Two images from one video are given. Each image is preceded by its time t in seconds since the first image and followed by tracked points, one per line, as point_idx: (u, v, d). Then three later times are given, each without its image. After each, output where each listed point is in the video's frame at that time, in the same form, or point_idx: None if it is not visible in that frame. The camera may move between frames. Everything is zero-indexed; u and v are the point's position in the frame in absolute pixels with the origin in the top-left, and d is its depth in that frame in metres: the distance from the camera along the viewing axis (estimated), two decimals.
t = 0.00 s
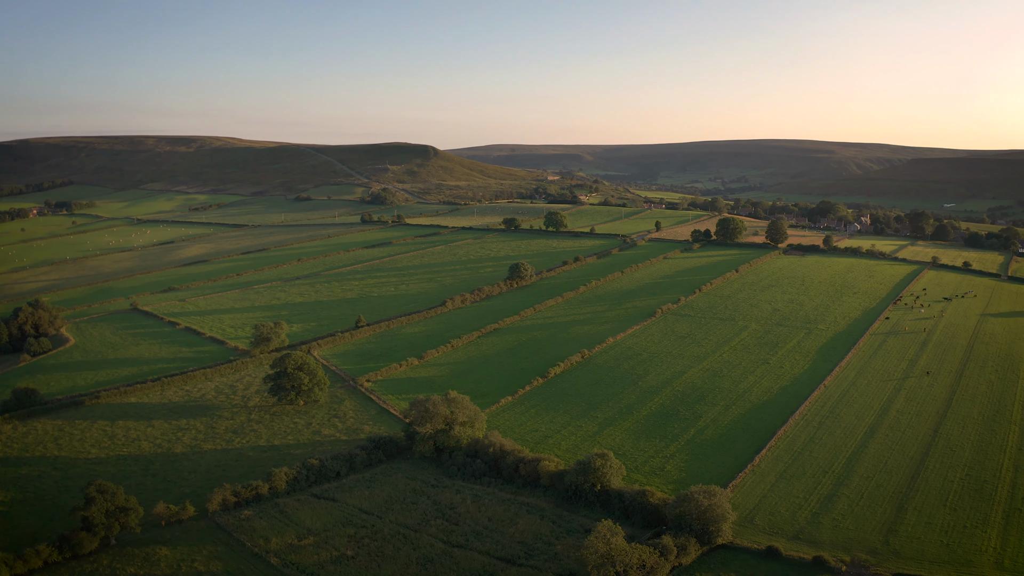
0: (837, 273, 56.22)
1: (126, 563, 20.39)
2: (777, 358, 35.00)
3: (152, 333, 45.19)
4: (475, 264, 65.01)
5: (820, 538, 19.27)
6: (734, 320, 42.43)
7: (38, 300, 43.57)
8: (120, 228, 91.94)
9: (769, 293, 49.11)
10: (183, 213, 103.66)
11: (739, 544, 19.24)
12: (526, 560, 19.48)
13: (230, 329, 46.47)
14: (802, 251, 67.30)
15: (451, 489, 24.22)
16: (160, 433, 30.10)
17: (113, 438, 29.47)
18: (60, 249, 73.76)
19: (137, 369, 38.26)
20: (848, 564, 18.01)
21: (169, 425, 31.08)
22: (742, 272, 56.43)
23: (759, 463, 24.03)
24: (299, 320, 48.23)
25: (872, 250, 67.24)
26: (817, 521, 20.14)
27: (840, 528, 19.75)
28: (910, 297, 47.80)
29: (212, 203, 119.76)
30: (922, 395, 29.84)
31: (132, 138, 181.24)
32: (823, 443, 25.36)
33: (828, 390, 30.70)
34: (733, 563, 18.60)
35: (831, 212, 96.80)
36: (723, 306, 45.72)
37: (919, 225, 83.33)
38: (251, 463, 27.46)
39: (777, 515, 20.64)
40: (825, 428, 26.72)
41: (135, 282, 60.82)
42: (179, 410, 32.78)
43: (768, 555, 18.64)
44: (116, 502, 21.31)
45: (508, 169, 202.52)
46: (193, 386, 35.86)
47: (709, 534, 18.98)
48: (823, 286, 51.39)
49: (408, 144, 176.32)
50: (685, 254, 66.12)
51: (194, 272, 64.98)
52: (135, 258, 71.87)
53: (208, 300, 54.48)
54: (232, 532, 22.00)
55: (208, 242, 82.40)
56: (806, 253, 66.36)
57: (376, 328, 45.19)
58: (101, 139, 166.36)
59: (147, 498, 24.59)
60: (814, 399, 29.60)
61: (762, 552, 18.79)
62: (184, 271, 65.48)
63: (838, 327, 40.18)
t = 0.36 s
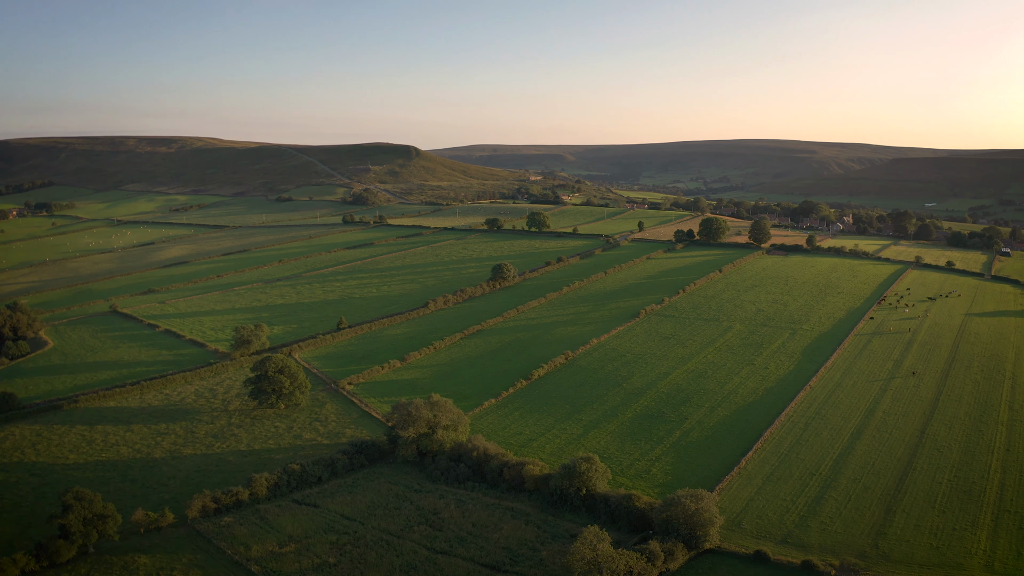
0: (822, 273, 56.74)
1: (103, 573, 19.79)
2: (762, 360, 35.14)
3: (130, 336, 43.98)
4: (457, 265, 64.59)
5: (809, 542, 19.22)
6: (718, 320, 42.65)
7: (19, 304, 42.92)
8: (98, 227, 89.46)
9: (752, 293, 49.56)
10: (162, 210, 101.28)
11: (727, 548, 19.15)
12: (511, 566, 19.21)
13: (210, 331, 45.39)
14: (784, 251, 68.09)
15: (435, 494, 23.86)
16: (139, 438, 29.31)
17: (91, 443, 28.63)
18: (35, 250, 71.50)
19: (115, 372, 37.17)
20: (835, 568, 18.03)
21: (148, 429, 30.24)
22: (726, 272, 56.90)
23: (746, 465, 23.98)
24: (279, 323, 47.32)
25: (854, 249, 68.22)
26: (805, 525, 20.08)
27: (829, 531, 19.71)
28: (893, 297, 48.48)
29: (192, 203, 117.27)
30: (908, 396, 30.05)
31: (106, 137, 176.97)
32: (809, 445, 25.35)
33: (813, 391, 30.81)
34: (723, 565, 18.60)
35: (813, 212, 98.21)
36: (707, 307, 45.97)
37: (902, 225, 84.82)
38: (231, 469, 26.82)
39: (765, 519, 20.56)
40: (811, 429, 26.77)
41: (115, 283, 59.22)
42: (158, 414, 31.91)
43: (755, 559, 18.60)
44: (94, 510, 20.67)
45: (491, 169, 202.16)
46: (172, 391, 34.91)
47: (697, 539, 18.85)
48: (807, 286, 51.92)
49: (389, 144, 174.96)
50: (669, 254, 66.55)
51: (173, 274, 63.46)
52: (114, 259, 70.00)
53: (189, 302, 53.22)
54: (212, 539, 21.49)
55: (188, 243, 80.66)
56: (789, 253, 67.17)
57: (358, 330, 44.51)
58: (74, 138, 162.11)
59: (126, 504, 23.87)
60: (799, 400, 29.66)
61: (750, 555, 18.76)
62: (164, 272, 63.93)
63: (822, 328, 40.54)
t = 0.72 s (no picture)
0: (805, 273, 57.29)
1: None
2: (744, 361, 35.33)
3: (105, 339, 42.57)
4: (436, 266, 63.97)
5: (795, 546, 19.16)
6: (700, 321, 42.93)
7: None
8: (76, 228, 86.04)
9: (732, 293, 50.11)
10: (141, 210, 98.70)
11: (712, 552, 19.06)
12: (494, 572, 18.91)
13: (187, 334, 44.18)
14: (766, 251, 68.90)
15: (416, 499, 23.44)
16: (115, 443, 28.41)
17: (66, 449, 27.66)
18: (4, 252, 68.47)
19: (91, 376, 35.92)
20: (822, 571, 17.98)
21: (125, 434, 29.32)
22: (707, 272, 57.42)
23: (730, 468, 23.94)
24: (257, 325, 46.27)
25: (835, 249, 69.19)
26: (791, 528, 20.00)
27: (816, 535, 19.64)
28: (875, 296, 49.14)
29: (169, 205, 114.11)
30: (891, 396, 30.30)
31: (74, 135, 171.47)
32: (793, 447, 25.37)
33: (795, 392, 30.95)
34: (713, 568, 18.60)
35: (792, 212, 99.70)
36: (689, 307, 46.26)
37: (881, 225, 86.52)
38: (209, 474, 26.10)
39: (750, 523, 20.48)
40: (795, 431, 26.86)
41: (90, 286, 57.10)
42: (134, 419, 30.94)
43: (741, 563, 18.53)
44: (70, 518, 19.92)
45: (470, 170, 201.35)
46: (149, 395, 33.85)
47: (682, 544, 18.71)
48: (788, 286, 52.53)
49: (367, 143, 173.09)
50: (649, 253, 67.05)
51: (149, 275, 61.50)
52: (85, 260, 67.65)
53: (165, 304, 51.65)
54: (190, 546, 20.91)
55: (166, 244, 78.34)
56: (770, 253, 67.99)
57: (336, 332, 43.73)
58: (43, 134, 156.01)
59: (101, 512, 23.06)
60: (782, 402, 29.77)
61: (735, 558, 18.73)
62: (141, 274, 61.94)
63: (804, 328, 40.96)
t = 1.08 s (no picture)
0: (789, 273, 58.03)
1: None
2: (729, 362, 35.53)
3: (83, 343, 41.29)
4: (418, 267, 63.43)
5: (783, 550, 19.15)
6: (685, 322, 43.15)
7: None
8: (55, 220, 81.52)
9: (715, 293, 50.56)
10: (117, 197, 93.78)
11: (700, 557, 18.98)
12: None
13: (167, 337, 43.10)
14: (749, 251, 69.67)
15: (398, 505, 23.03)
16: (93, 449, 27.56)
17: (43, 454, 26.74)
18: None
19: (70, 381, 34.76)
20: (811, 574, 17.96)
21: (104, 439, 28.45)
22: (691, 272, 57.92)
23: (716, 471, 23.96)
24: (237, 328, 45.32)
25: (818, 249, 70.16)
26: (779, 532, 19.99)
27: (804, 539, 19.63)
28: (858, 297, 49.90)
29: (150, 206, 110.96)
30: (878, 396, 30.54)
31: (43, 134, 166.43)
32: (779, 450, 25.41)
33: (780, 394, 31.12)
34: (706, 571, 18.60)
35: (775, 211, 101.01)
36: (672, 308, 46.51)
37: (863, 224, 88.03)
38: (189, 480, 25.42)
39: (737, 526, 20.46)
40: (782, 432, 26.95)
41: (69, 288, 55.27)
42: (113, 425, 30.03)
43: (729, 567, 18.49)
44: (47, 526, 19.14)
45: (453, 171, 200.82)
46: (129, 399, 32.92)
47: (669, 549, 18.62)
48: (772, 286, 53.15)
49: (348, 143, 171.37)
50: (632, 254, 67.42)
51: (129, 278, 59.84)
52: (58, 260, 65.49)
53: (145, 307, 50.32)
54: (169, 555, 20.42)
55: (146, 246, 76.26)
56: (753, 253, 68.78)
57: (318, 334, 42.99)
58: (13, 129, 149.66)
59: (78, 520, 22.30)
60: (767, 403, 29.88)
61: (722, 563, 18.69)
62: (118, 275, 60.19)
63: (789, 329, 41.34)
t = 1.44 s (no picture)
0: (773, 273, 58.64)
1: None
2: (715, 363, 35.70)
3: (61, 346, 40.12)
4: (403, 268, 62.84)
5: (772, 555, 19.13)
6: (670, 322, 43.36)
7: None
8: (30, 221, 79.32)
9: (700, 294, 50.98)
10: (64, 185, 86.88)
11: (688, 561, 18.92)
12: None
13: (148, 339, 42.08)
14: (732, 251, 70.37)
15: (382, 510, 22.66)
16: (72, 454, 26.76)
17: (19, 460, 25.90)
18: None
19: (47, 384, 33.72)
20: None
21: (82, 444, 27.65)
22: (676, 272, 58.32)
23: (704, 474, 23.95)
24: (219, 329, 44.44)
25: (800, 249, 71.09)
26: (768, 536, 20.00)
27: (794, 543, 19.62)
28: (844, 297, 50.55)
29: (132, 206, 107.95)
30: (866, 398, 30.76)
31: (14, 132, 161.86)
32: (767, 452, 25.47)
33: (767, 395, 31.26)
34: (699, 574, 18.65)
35: (757, 211, 102.32)
36: (658, 309, 46.69)
37: (847, 225, 89.30)
38: (170, 486, 24.80)
39: (726, 530, 20.44)
40: (769, 434, 27.06)
41: (47, 289, 53.57)
42: (92, 429, 29.18)
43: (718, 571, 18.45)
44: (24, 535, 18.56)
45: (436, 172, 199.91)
46: (109, 403, 32.04)
47: (658, 554, 18.52)
48: (757, 286, 53.66)
49: (330, 143, 169.54)
50: (617, 254, 67.74)
51: (110, 280, 58.31)
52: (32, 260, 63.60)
53: (126, 309, 49.06)
54: (148, 564, 19.88)
55: (126, 247, 74.49)
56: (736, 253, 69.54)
57: (300, 336, 42.28)
58: None
59: (56, 529, 21.60)
60: (755, 405, 30.00)
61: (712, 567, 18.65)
62: (96, 277, 58.66)
63: (773, 329, 41.74)
